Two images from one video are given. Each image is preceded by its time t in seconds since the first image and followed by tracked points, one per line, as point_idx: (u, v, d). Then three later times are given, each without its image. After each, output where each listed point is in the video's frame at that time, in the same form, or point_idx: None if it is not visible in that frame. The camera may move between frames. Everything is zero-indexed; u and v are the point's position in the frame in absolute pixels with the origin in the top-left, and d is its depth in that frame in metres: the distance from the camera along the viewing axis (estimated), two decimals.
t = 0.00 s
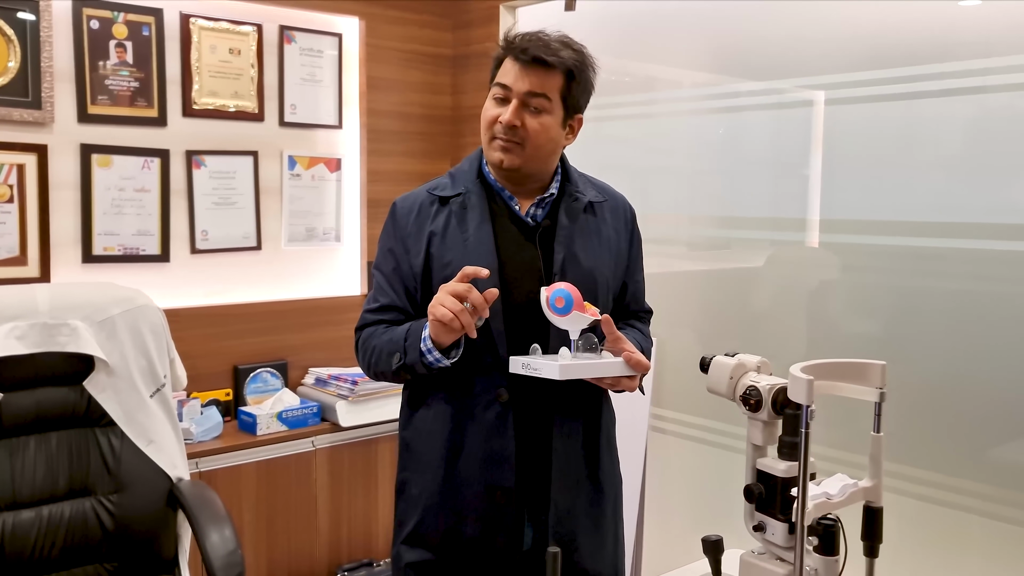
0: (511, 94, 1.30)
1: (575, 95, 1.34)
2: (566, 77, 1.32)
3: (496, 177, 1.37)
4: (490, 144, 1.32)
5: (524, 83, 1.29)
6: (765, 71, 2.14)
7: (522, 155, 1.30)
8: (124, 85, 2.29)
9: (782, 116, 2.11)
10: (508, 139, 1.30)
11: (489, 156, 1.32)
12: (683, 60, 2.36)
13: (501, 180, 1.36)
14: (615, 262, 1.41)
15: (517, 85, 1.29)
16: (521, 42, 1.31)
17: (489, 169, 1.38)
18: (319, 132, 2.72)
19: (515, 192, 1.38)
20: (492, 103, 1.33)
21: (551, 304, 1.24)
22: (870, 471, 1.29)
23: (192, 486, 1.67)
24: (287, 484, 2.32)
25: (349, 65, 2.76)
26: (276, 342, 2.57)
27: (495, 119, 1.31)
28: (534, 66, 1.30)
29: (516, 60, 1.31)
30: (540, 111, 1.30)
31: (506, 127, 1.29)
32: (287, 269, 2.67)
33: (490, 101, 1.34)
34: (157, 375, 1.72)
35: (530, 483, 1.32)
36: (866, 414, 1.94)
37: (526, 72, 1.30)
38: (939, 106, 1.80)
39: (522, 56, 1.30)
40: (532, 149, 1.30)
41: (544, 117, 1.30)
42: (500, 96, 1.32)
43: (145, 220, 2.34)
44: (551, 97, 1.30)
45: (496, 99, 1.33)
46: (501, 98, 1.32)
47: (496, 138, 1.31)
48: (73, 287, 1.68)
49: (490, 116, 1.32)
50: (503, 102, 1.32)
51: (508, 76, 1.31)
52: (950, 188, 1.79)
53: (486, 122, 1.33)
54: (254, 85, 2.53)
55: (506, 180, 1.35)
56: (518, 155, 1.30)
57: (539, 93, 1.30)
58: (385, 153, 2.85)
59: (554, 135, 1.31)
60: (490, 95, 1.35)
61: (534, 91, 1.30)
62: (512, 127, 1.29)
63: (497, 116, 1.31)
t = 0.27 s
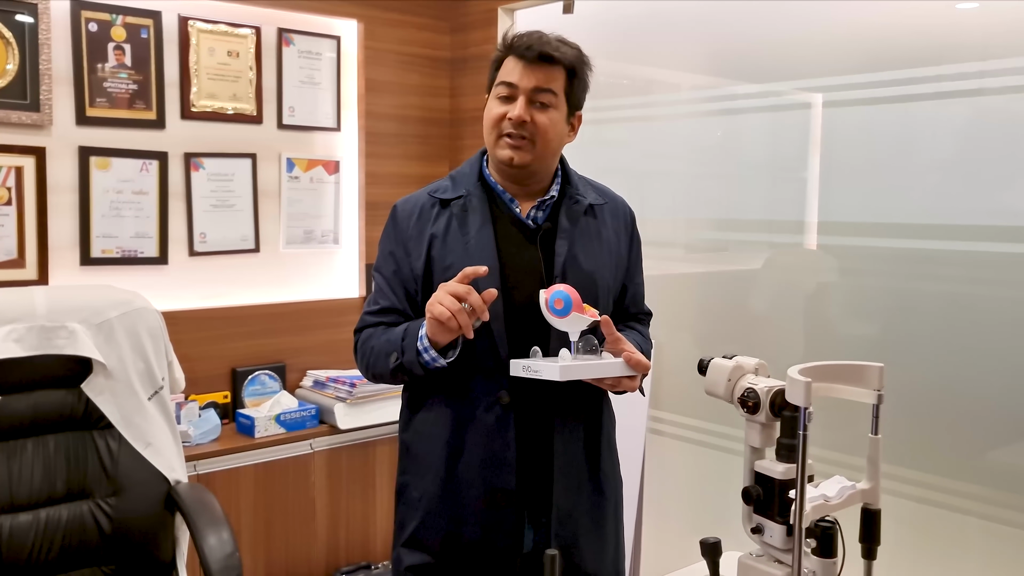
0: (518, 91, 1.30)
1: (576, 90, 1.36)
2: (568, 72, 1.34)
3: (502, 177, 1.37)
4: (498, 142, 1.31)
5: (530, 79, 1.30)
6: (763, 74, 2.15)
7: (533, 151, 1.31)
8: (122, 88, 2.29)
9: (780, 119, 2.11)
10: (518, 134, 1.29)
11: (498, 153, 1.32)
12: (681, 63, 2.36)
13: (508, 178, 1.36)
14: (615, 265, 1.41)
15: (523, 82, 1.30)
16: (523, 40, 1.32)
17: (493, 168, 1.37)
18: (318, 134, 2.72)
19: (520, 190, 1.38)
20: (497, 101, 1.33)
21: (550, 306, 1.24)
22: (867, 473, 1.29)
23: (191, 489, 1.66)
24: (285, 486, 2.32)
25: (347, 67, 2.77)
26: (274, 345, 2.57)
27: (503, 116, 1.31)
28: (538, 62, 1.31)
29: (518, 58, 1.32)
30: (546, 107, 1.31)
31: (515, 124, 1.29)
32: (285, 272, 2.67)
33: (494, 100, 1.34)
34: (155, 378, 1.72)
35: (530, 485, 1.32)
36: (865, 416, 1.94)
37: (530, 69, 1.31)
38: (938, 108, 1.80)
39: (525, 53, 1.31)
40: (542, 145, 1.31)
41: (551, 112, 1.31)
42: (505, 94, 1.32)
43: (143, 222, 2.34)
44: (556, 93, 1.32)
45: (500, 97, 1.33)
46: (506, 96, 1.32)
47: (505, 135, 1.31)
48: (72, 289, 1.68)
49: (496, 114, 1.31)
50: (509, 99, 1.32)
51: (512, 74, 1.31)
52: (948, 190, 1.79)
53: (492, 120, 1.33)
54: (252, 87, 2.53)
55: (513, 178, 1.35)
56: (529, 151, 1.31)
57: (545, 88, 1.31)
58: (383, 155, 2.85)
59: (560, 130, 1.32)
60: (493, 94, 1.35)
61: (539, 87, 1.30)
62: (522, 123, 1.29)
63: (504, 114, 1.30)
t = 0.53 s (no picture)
0: (530, 81, 1.33)
1: (575, 86, 1.41)
2: (567, 67, 1.39)
3: (511, 173, 1.35)
4: (514, 132, 1.30)
5: (540, 70, 1.33)
6: (762, 75, 2.15)
7: (551, 138, 1.31)
8: (121, 88, 2.29)
9: (779, 120, 2.11)
10: (537, 121, 1.30)
11: (516, 143, 1.30)
12: (680, 64, 2.36)
13: (520, 171, 1.34)
14: (615, 265, 1.41)
15: (534, 73, 1.33)
16: (529, 34, 1.35)
17: (501, 165, 1.35)
18: (317, 135, 2.72)
19: (529, 185, 1.37)
20: (507, 94, 1.34)
21: (546, 306, 1.24)
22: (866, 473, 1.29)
23: (190, 490, 1.66)
24: (284, 487, 2.32)
25: (346, 68, 2.77)
26: (273, 345, 2.57)
27: (518, 106, 1.31)
28: (544, 55, 1.35)
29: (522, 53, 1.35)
30: (555, 96, 1.35)
31: (534, 110, 1.29)
32: (284, 273, 2.68)
33: (502, 95, 1.34)
34: (154, 379, 1.72)
35: (530, 486, 1.32)
36: (864, 416, 1.94)
37: (537, 61, 1.34)
38: (937, 109, 1.80)
39: (533, 46, 1.34)
40: (556, 133, 1.32)
41: (561, 101, 1.35)
42: (515, 86, 1.34)
43: (142, 223, 2.34)
44: (562, 85, 1.36)
45: (508, 91, 1.34)
46: (517, 87, 1.34)
47: (522, 124, 1.30)
48: (70, 290, 1.68)
49: (510, 105, 1.31)
50: (520, 91, 1.34)
51: (519, 67, 1.34)
52: (948, 191, 1.79)
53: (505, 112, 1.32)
54: (251, 88, 2.53)
55: (527, 171, 1.34)
56: (547, 138, 1.31)
57: (554, 78, 1.34)
58: (383, 156, 2.85)
59: (568, 120, 1.36)
60: (500, 90, 1.36)
61: (549, 77, 1.34)
62: (541, 109, 1.30)
63: (520, 103, 1.31)
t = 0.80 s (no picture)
0: (526, 93, 1.31)
1: (579, 94, 1.38)
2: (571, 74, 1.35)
3: (504, 180, 1.37)
4: (506, 145, 1.31)
5: (538, 82, 1.31)
6: (760, 77, 2.15)
7: (542, 154, 1.31)
8: (121, 91, 2.29)
9: (778, 122, 2.11)
10: (527, 137, 1.30)
11: (506, 156, 1.31)
12: (679, 67, 2.37)
13: (512, 181, 1.36)
14: (614, 268, 1.41)
15: (531, 85, 1.31)
16: (531, 42, 1.32)
17: (495, 170, 1.37)
18: (316, 138, 2.72)
19: (521, 193, 1.38)
20: (504, 103, 1.33)
21: (544, 308, 1.24)
22: (864, 476, 1.30)
23: (189, 492, 1.66)
24: (283, 489, 2.32)
25: (345, 70, 2.77)
26: (273, 347, 2.57)
27: (511, 119, 1.31)
28: (546, 65, 1.32)
29: (524, 60, 1.32)
30: (553, 109, 1.32)
31: (527, 126, 1.29)
32: (283, 275, 2.68)
33: (499, 103, 1.34)
34: (153, 381, 1.72)
35: (529, 488, 1.32)
36: (863, 418, 1.94)
37: (537, 72, 1.31)
38: (936, 112, 1.81)
39: (534, 56, 1.31)
40: (550, 147, 1.32)
41: (558, 114, 1.33)
42: (512, 96, 1.32)
43: (142, 226, 2.34)
44: (562, 97, 1.33)
45: (506, 100, 1.33)
46: (514, 98, 1.32)
47: (513, 137, 1.31)
48: (69, 292, 1.68)
49: (504, 117, 1.31)
50: (516, 102, 1.32)
51: (519, 76, 1.32)
52: (947, 194, 1.79)
53: (498, 123, 1.32)
54: (251, 90, 2.53)
55: (518, 181, 1.35)
56: (538, 153, 1.31)
57: (553, 91, 1.32)
58: (382, 158, 2.85)
59: (565, 132, 1.34)
60: (499, 96, 1.34)
61: (547, 90, 1.31)
62: (532, 126, 1.29)
63: (513, 116, 1.30)
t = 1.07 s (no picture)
0: (518, 113, 1.29)
1: (580, 111, 1.35)
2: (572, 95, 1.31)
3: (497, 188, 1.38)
4: (495, 160, 1.32)
5: (531, 103, 1.28)
6: (758, 78, 2.16)
7: (529, 173, 1.31)
8: (119, 92, 2.29)
9: (777, 122, 2.11)
10: (514, 157, 1.30)
11: (494, 170, 1.33)
12: (678, 67, 2.37)
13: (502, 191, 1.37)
14: (612, 271, 1.42)
15: (524, 105, 1.29)
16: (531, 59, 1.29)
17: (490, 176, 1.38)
18: (314, 138, 2.72)
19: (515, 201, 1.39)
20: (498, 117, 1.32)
21: (545, 311, 1.24)
22: (863, 476, 1.31)
23: (188, 492, 1.66)
24: (282, 490, 2.32)
25: (344, 71, 2.77)
26: (272, 348, 2.57)
27: (501, 136, 1.30)
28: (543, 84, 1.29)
29: (522, 78, 1.30)
30: (546, 130, 1.30)
31: (513, 146, 1.29)
32: (282, 275, 2.68)
33: (495, 116, 1.33)
34: (152, 381, 1.73)
35: (527, 490, 1.32)
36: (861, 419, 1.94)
37: (532, 93, 1.29)
38: (934, 112, 1.81)
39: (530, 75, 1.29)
40: (537, 168, 1.31)
41: (551, 136, 1.30)
42: (506, 113, 1.31)
43: (140, 226, 2.34)
44: (556, 118, 1.30)
45: (501, 114, 1.32)
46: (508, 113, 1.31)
47: (501, 154, 1.31)
48: (68, 293, 1.68)
49: (495, 132, 1.31)
50: (510, 119, 1.31)
51: (514, 95, 1.30)
52: (946, 194, 1.79)
53: (490, 136, 1.33)
54: (249, 91, 2.53)
55: (508, 193, 1.36)
56: (524, 173, 1.31)
57: (546, 113, 1.29)
58: (380, 159, 2.85)
59: (559, 153, 1.32)
60: (496, 108, 1.34)
61: (540, 112, 1.29)
62: (519, 147, 1.29)
63: (503, 134, 1.30)
